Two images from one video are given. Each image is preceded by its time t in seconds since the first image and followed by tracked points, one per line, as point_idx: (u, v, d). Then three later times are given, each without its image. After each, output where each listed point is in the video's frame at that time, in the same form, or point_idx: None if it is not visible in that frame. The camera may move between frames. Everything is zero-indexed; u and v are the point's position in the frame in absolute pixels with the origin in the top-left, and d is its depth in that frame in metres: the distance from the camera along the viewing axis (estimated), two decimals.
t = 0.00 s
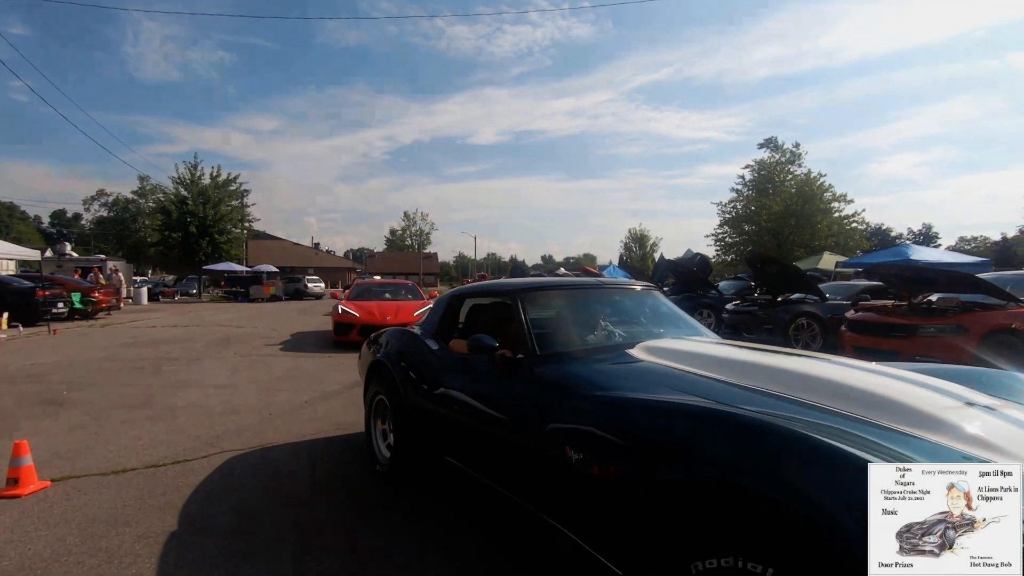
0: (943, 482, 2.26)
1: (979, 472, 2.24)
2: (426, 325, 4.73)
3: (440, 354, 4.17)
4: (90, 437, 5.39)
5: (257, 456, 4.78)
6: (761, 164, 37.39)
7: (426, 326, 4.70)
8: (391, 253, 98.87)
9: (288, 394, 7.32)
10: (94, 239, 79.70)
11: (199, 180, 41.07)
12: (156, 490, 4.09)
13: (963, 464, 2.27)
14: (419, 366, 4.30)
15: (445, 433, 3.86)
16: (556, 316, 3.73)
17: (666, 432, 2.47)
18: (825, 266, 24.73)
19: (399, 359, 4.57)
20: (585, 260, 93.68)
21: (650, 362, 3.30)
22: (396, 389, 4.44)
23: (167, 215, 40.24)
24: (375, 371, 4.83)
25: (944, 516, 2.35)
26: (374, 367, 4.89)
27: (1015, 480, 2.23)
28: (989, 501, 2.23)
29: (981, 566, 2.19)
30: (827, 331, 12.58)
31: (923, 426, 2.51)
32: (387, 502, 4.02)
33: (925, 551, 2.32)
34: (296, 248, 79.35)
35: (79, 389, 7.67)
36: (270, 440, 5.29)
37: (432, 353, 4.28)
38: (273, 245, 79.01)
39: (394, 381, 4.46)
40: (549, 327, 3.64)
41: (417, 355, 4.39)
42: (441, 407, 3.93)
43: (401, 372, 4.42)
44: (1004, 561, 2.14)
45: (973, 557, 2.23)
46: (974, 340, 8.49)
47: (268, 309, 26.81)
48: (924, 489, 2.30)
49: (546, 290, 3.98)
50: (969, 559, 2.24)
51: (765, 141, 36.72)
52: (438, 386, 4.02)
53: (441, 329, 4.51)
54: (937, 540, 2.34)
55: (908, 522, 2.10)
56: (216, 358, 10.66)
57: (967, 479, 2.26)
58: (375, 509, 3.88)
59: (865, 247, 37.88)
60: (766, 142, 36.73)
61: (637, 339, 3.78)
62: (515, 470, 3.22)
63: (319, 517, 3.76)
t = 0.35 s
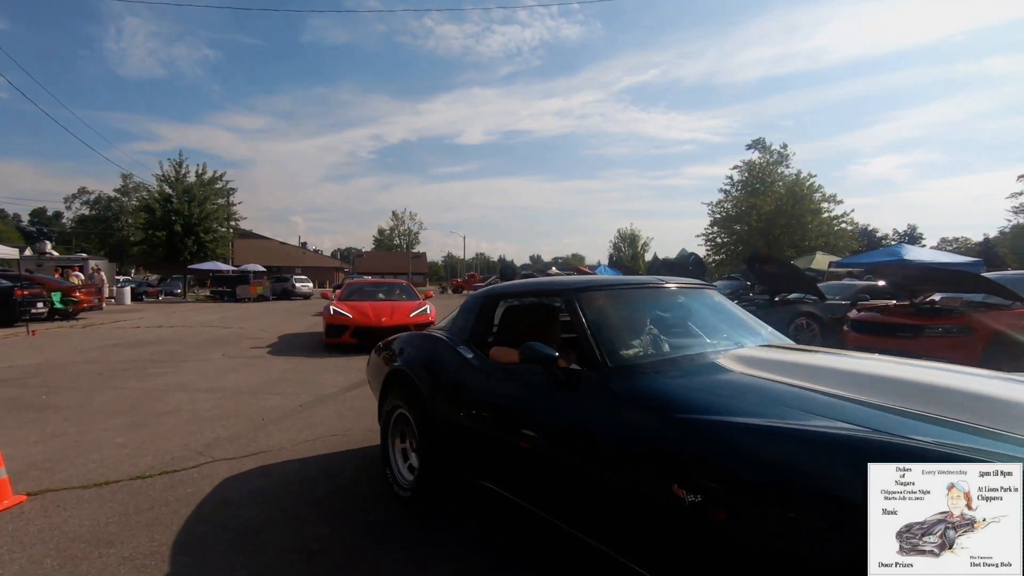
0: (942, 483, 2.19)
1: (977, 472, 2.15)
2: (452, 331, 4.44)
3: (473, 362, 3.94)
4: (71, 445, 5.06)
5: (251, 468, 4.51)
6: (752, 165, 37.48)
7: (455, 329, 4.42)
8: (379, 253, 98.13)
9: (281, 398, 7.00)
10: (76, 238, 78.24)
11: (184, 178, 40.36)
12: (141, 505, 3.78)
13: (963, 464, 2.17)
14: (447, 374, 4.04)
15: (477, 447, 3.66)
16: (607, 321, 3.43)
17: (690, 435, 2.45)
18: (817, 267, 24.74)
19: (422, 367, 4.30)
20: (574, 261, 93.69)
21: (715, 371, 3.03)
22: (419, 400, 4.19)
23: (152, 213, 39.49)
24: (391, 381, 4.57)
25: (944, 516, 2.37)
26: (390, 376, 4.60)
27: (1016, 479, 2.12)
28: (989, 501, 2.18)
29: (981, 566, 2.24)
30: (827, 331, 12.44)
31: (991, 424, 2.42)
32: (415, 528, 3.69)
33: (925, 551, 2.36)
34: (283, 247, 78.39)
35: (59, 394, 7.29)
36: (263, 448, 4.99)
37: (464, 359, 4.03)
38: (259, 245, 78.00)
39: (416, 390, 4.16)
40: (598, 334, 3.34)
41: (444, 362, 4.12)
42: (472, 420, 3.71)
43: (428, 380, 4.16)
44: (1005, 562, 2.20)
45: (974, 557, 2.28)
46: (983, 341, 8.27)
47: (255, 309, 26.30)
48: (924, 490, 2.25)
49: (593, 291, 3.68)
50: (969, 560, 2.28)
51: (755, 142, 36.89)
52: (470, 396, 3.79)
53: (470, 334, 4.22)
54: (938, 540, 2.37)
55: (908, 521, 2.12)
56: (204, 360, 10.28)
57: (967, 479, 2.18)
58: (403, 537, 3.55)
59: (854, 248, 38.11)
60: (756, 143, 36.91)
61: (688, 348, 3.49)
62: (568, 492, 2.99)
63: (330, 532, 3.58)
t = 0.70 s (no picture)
0: (944, 484, 2.16)
1: (979, 473, 2.11)
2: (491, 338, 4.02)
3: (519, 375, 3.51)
4: (52, 458, 4.69)
5: (246, 484, 4.16)
6: (750, 164, 37.31)
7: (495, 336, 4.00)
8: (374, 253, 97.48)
9: (277, 404, 6.65)
10: (66, 238, 77.33)
11: (176, 176, 39.76)
12: (126, 528, 3.42)
13: (963, 464, 2.13)
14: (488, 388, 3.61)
15: (527, 478, 3.22)
16: (696, 334, 3.00)
17: (711, 461, 2.48)
18: (818, 266, 24.55)
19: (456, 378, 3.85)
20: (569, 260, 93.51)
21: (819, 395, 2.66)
22: (451, 416, 3.76)
23: (143, 212, 38.87)
24: (416, 393, 4.14)
25: (943, 516, 2.33)
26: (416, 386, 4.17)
27: (1017, 480, 2.08)
28: (989, 501, 2.13)
29: (981, 566, 2.19)
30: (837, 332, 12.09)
31: None
32: None
33: (925, 552, 2.30)
34: (276, 247, 77.67)
35: (40, 400, 6.86)
36: (260, 459, 4.66)
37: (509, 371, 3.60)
38: (253, 244, 77.25)
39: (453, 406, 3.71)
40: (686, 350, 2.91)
41: (483, 374, 3.68)
42: (518, 441, 3.30)
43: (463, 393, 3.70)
44: (1004, 562, 2.14)
45: (973, 557, 2.23)
46: (1008, 343, 7.91)
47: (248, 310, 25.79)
48: (925, 490, 2.21)
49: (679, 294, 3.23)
50: (969, 560, 2.23)
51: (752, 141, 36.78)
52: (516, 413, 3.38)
53: (519, 342, 3.74)
54: (938, 540, 2.32)
55: (907, 522, 2.18)
56: (196, 363, 9.87)
57: (967, 480, 2.13)
58: None
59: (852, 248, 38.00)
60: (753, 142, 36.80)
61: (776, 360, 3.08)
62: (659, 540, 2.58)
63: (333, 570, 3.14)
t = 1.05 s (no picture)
0: (943, 483, 2.15)
1: (978, 473, 2.11)
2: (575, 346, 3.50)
3: (619, 392, 2.98)
4: (50, 469, 4.42)
5: (260, 497, 3.90)
6: (754, 164, 37.07)
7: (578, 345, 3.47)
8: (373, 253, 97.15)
9: (285, 410, 6.39)
10: (64, 238, 76.88)
11: (175, 176, 39.48)
12: (132, 551, 3.15)
13: (962, 464, 2.14)
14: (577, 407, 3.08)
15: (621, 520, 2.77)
16: (890, 354, 2.45)
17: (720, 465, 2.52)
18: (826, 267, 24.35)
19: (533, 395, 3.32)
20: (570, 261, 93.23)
21: None
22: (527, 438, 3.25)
23: (141, 211, 38.57)
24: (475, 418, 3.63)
25: (943, 516, 2.27)
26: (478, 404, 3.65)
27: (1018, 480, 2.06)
28: (989, 501, 2.13)
29: (981, 566, 2.16)
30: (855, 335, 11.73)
31: None
32: None
33: (925, 552, 2.26)
34: (275, 246, 77.25)
35: (39, 406, 6.59)
36: (273, 471, 4.39)
37: (605, 387, 3.06)
38: (252, 245, 76.87)
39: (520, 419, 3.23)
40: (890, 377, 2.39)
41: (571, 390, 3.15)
42: (620, 472, 2.81)
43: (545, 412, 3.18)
44: (1005, 562, 2.14)
45: (973, 557, 2.19)
46: None
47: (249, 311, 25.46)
48: (924, 490, 2.17)
49: (847, 298, 2.67)
50: (969, 559, 2.19)
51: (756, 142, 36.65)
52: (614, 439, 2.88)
53: (616, 355, 3.17)
54: (938, 540, 2.27)
55: (907, 522, 2.18)
56: (199, 366, 9.61)
57: (967, 479, 2.14)
58: None
59: (856, 248, 37.84)
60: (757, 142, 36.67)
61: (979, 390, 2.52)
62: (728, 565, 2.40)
63: None
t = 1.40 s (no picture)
0: (944, 483, 2.24)
1: (979, 473, 2.23)
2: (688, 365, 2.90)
3: (768, 422, 2.37)
4: (51, 481, 4.18)
5: (278, 511, 3.69)
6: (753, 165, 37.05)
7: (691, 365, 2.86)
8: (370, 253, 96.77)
9: (294, 416, 6.16)
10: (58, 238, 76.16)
11: (171, 175, 39.07)
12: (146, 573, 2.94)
13: (963, 464, 2.26)
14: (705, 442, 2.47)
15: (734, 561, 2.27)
16: None
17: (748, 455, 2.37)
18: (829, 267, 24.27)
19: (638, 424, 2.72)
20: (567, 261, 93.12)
21: None
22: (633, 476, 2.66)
23: (137, 211, 38.21)
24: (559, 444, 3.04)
25: (943, 516, 2.28)
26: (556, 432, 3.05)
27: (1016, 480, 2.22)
28: (989, 500, 2.24)
29: (982, 566, 2.19)
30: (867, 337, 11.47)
31: None
32: None
33: (926, 551, 2.26)
34: (272, 246, 76.79)
35: (37, 412, 6.34)
36: (289, 483, 4.16)
37: (745, 413, 2.44)
38: (248, 244, 76.43)
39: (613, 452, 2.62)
40: None
41: (693, 418, 2.54)
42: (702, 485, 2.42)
43: (660, 443, 2.57)
44: (1004, 563, 2.20)
45: (973, 557, 2.22)
46: None
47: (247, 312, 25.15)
48: (928, 491, 2.24)
49: None
50: (969, 560, 2.22)
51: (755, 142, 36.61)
52: (760, 483, 2.29)
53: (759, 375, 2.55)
54: (938, 540, 2.27)
55: (907, 522, 2.15)
56: (201, 369, 9.36)
57: (967, 479, 2.25)
58: None
59: (856, 248, 37.83)
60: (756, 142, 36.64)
61: None
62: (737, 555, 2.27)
63: None
